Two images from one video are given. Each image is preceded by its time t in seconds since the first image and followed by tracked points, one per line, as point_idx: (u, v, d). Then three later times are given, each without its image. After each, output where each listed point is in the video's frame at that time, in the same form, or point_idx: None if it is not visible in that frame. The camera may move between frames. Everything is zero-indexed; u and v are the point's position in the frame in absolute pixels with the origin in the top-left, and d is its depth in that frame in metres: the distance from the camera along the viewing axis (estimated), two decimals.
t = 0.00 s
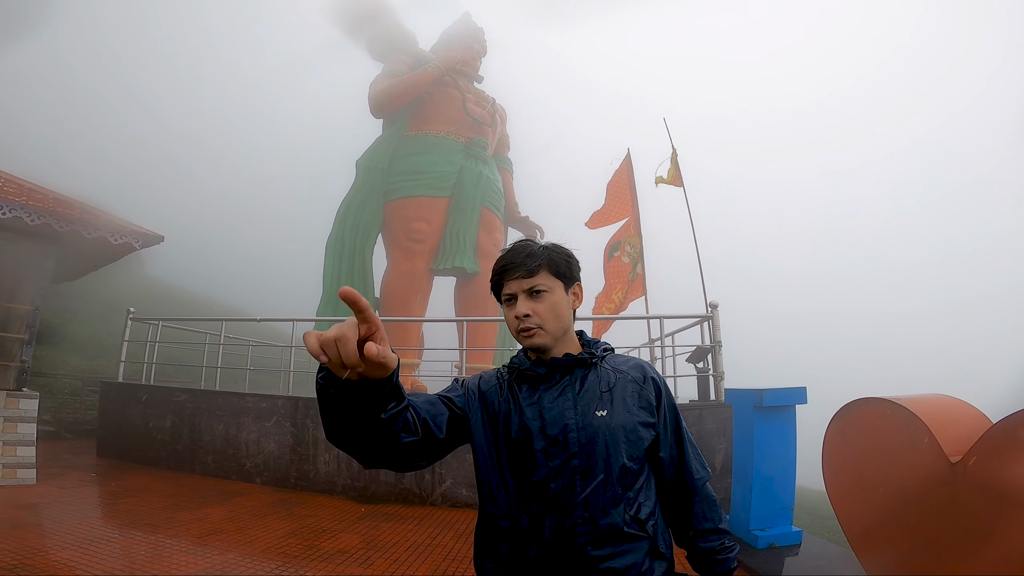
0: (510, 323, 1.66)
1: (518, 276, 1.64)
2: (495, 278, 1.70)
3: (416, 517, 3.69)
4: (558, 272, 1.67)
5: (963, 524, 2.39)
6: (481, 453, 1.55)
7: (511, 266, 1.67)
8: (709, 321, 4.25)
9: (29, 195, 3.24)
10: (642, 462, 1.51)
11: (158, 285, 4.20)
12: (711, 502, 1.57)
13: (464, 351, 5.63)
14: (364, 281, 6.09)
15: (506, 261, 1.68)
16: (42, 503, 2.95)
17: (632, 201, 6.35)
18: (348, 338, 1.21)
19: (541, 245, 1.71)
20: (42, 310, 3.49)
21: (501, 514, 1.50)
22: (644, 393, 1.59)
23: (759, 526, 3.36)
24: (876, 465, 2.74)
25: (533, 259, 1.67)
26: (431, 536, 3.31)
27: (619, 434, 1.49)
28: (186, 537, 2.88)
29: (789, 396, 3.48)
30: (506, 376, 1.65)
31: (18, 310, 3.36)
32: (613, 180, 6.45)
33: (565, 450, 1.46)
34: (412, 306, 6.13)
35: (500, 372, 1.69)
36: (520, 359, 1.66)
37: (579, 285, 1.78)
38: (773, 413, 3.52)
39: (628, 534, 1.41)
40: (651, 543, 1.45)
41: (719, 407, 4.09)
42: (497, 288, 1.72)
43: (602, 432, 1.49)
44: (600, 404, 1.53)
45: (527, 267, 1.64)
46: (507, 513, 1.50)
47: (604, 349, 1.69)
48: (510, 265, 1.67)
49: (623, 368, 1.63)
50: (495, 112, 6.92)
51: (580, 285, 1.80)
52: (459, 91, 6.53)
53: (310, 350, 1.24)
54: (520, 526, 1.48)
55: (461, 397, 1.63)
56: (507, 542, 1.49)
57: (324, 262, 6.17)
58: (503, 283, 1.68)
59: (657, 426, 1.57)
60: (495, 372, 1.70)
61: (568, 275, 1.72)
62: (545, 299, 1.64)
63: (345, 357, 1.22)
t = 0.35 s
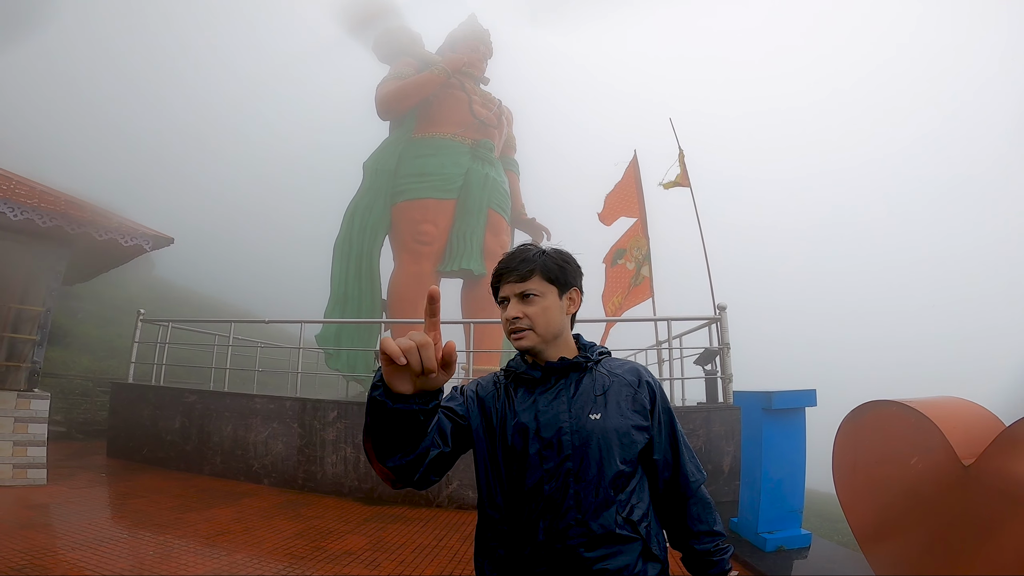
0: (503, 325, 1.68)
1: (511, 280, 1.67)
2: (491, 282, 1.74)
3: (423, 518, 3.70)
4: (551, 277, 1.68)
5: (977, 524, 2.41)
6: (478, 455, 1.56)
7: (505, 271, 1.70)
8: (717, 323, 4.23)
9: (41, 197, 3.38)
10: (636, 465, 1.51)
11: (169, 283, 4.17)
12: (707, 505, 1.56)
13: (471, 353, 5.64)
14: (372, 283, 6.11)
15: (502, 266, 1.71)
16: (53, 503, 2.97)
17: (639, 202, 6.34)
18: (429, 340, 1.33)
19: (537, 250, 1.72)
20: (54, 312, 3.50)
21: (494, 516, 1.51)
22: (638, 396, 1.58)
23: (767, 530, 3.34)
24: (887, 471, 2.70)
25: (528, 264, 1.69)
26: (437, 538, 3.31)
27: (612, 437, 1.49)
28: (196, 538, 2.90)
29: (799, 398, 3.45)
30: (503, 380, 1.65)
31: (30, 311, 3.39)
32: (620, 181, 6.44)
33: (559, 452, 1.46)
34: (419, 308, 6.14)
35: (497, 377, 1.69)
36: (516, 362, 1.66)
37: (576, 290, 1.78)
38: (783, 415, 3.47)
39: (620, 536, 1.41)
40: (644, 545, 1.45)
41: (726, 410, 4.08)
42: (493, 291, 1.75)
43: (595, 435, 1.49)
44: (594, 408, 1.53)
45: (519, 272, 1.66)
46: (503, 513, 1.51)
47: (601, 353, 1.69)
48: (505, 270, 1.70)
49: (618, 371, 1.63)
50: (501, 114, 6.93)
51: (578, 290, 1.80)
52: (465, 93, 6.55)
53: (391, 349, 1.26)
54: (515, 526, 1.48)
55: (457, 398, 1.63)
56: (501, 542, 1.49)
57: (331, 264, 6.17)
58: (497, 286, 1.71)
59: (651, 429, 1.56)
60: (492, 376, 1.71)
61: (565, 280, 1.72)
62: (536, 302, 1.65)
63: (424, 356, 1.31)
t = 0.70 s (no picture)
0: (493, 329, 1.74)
1: (498, 284, 1.72)
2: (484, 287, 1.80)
3: (432, 520, 3.70)
4: (538, 281, 1.70)
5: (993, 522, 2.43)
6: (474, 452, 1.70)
7: (495, 276, 1.75)
8: (728, 325, 4.21)
9: (56, 203, 3.44)
10: (618, 467, 1.52)
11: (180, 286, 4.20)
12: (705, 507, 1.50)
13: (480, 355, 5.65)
14: (382, 286, 6.12)
15: (493, 271, 1.76)
16: (67, 505, 3.00)
17: (647, 203, 6.31)
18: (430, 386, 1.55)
19: (528, 257, 1.75)
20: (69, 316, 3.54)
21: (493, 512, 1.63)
22: (622, 398, 1.58)
23: (780, 531, 3.33)
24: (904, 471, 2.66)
25: (515, 269, 1.72)
26: (448, 540, 3.31)
27: (590, 440, 1.52)
28: (207, 540, 2.91)
29: (811, 400, 3.44)
30: (499, 384, 1.75)
31: (45, 316, 3.42)
32: (628, 182, 6.41)
33: (538, 455, 1.54)
34: (428, 311, 6.15)
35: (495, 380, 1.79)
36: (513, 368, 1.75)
37: (565, 295, 1.76)
38: (796, 417, 3.47)
39: (596, 538, 1.45)
40: (628, 548, 1.45)
41: (739, 411, 4.07)
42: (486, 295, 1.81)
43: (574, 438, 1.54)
44: (575, 411, 1.57)
45: (506, 277, 1.71)
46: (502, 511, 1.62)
47: (588, 355, 1.70)
48: (494, 275, 1.75)
49: (605, 373, 1.63)
50: (508, 116, 6.94)
51: (569, 295, 1.78)
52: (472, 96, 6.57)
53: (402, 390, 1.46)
54: (509, 523, 1.59)
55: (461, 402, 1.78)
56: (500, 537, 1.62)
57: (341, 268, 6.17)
58: (488, 291, 1.76)
59: (636, 430, 1.55)
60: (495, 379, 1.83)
61: (554, 284, 1.74)
62: (521, 306, 1.68)
63: (424, 398, 1.53)
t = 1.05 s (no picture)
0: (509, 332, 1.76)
1: (514, 290, 1.72)
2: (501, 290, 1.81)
3: (452, 527, 3.71)
4: (554, 287, 1.70)
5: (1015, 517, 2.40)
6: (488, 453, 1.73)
7: (511, 281, 1.75)
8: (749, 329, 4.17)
9: (85, 216, 3.49)
10: (628, 481, 1.52)
11: (202, 296, 4.26)
12: (716, 529, 1.45)
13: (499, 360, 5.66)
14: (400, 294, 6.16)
15: (510, 276, 1.76)
16: (98, 511, 3.07)
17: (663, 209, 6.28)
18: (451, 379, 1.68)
19: (545, 262, 1.75)
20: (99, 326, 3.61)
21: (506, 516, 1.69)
22: (637, 411, 1.56)
23: (806, 536, 3.27)
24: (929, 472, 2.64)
25: (532, 275, 1.72)
26: (468, 546, 3.32)
27: (600, 453, 1.53)
28: (232, 545, 2.95)
29: (837, 403, 3.40)
30: (521, 390, 1.78)
31: (75, 325, 3.51)
32: (643, 188, 6.40)
33: (549, 465, 1.57)
34: (446, 318, 6.18)
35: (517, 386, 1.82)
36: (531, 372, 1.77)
37: (585, 300, 1.76)
38: (821, 421, 3.42)
39: (600, 550, 1.48)
40: (631, 562, 1.47)
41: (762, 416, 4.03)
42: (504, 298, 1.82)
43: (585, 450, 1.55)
44: (588, 423, 1.58)
45: (521, 283, 1.71)
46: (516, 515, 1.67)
47: (607, 364, 1.71)
48: (511, 280, 1.75)
49: (623, 384, 1.63)
50: (522, 122, 6.96)
51: (587, 301, 1.78)
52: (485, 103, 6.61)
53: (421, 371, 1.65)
54: (521, 527, 1.64)
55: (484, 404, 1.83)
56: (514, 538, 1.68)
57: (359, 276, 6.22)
58: (505, 295, 1.77)
59: (649, 445, 1.54)
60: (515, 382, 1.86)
61: (571, 290, 1.73)
62: (537, 313, 1.69)
63: (441, 388, 1.66)
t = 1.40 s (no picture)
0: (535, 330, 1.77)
1: (540, 288, 1.73)
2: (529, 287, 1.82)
3: (479, 529, 3.72)
4: (579, 285, 1.69)
5: None
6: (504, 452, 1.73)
7: (538, 278, 1.76)
8: (780, 331, 4.11)
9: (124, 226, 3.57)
10: (632, 506, 1.47)
11: (233, 302, 4.36)
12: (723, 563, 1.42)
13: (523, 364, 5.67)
14: (425, 299, 6.21)
15: (537, 274, 1.78)
16: (137, 512, 3.16)
17: (686, 210, 6.21)
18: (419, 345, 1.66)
19: (573, 259, 1.75)
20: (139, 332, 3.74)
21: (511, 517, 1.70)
22: (654, 432, 1.51)
23: (839, 539, 3.23)
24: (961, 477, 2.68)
25: (558, 272, 1.73)
26: (496, 548, 3.34)
27: (607, 471, 1.48)
28: (265, 547, 3.00)
29: (872, 406, 3.34)
30: (547, 394, 1.77)
31: (115, 332, 3.63)
32: (666, 189, 6.34)
33: (558, 475, 1.56)
34: (470, 322, 6.21)
35: (543, 390, 1.80)
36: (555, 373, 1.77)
37: (614, 299, 1.74)
38: (854, 422, 3.36)
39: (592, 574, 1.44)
40: None
41: (793, 418, 3.93)
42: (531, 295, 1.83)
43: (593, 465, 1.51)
44: (600, 438, 1.53)
45: (547, 280, 1.72)
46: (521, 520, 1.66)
47: (633, 374, 1.67)
48: (538, 277, 1.76)
49: (646, 401, 1.57)
50: (542, 126, 6.98)
51: (618, 300, 1.76)
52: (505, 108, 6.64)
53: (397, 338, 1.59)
54: (523, 531, 1.65)
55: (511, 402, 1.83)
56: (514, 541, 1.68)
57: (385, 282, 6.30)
58: (532, 292, 1.79)
59: (662, 468, 1.48)
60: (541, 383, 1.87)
61: (598, 288, 1.72)
62: (562, 311, 1.69)
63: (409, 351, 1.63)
